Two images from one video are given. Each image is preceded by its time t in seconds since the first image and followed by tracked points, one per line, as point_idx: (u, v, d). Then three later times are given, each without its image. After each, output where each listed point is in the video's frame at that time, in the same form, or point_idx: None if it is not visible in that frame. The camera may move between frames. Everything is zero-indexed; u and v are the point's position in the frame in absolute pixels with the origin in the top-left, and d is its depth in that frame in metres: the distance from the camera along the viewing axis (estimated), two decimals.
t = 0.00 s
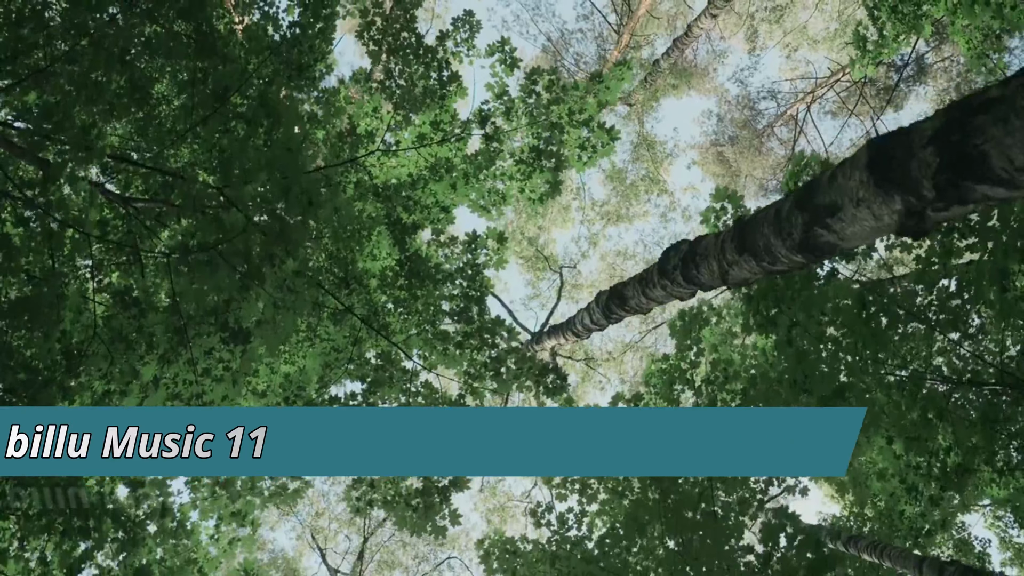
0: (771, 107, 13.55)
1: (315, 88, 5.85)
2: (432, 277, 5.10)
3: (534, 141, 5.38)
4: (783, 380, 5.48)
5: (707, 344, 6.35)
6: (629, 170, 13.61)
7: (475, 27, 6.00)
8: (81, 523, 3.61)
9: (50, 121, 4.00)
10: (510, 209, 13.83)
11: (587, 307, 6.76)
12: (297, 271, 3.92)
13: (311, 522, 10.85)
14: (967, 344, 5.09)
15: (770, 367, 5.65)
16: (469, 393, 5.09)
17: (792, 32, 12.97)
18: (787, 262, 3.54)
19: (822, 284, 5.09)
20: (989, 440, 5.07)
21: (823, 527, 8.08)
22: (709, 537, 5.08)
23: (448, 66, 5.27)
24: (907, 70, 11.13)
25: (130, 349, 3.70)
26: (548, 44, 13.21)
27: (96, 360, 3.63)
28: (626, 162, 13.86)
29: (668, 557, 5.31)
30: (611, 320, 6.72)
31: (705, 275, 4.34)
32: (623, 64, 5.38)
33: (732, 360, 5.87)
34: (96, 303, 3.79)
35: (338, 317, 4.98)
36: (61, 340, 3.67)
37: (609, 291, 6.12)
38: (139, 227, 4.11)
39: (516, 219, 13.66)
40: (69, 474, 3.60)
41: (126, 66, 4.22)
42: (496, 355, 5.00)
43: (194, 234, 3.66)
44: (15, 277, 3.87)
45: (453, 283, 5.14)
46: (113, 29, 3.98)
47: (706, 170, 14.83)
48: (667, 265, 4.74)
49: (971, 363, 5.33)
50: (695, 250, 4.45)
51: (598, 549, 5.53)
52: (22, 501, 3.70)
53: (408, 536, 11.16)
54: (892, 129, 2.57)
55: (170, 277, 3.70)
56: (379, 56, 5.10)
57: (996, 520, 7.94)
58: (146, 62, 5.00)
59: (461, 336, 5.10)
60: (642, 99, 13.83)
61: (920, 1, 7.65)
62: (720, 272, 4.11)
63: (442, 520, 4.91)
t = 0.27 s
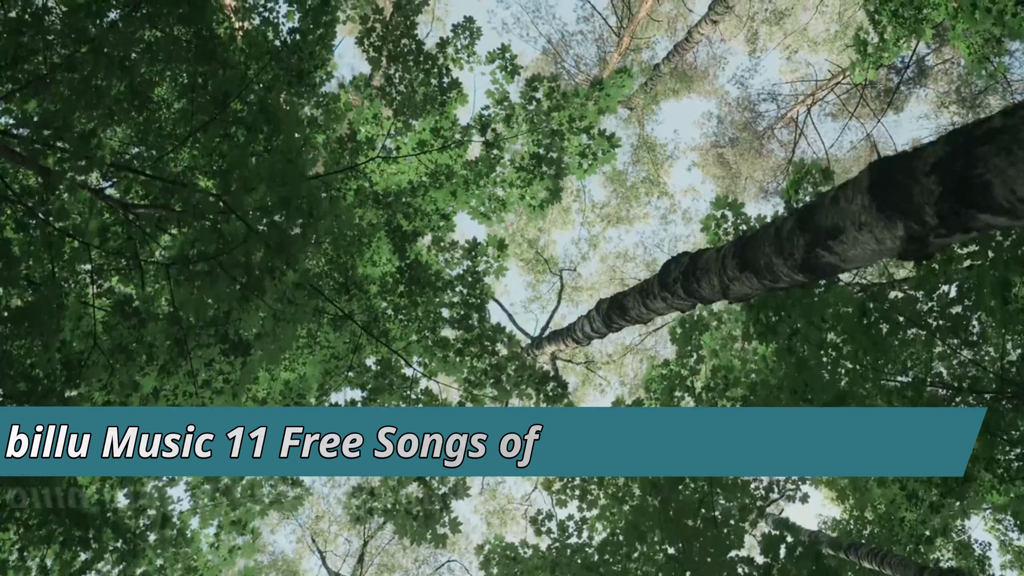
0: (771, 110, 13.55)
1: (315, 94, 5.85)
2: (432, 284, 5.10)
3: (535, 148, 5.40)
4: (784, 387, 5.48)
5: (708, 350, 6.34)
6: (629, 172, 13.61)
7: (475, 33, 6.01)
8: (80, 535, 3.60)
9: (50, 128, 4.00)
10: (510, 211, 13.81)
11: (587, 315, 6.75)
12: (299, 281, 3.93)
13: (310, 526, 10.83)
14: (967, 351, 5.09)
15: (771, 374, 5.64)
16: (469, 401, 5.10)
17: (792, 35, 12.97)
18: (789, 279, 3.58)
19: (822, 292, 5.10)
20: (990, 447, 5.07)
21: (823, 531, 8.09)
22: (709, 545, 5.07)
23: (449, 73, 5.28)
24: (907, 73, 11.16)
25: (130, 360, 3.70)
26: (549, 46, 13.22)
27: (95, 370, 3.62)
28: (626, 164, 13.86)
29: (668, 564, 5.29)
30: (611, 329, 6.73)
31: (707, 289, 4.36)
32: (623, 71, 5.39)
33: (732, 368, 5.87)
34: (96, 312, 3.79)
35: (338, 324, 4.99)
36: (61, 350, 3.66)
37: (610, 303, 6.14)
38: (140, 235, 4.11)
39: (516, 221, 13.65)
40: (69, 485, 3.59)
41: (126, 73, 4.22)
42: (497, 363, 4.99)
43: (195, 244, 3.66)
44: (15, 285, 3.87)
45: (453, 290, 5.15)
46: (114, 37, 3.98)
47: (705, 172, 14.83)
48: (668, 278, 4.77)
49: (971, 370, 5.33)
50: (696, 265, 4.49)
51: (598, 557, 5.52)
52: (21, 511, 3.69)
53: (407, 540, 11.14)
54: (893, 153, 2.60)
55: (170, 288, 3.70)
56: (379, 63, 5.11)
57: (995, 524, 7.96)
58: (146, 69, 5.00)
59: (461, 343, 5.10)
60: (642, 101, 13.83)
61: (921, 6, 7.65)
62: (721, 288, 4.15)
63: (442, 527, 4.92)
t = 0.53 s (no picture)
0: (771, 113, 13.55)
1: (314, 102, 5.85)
2: (432, 292, 5.11)
3: (535, 156, 5.41)
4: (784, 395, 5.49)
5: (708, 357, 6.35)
6: (629, 174, 13.61)
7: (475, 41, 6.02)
8: (80, 547, 3.61)
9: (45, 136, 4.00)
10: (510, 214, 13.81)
11: (587, 325, 6.75)
12: (302, 293, 3.96)
13: (310, 529, 10.83)
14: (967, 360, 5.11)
15: (771, 381, 5.65)
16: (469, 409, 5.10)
17: (792, 37, 12.96)
18: (790, 300, 3.66)
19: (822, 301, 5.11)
20: (990, 456, 5.08)
21: (822, 537, 8.09)
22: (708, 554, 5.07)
23: (449, 81, 5.28)
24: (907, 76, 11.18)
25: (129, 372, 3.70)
26: (549, 48, 13.21)
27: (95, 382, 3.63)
28: (626, 166, 13.86)
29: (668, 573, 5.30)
30: (611, 339, 6.75)
31: (708, 305, 4.43)
32: (623, 79, 5.39)
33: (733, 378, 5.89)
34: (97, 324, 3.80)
35: (338, 333, 4.99)
36: (61, 361, 3.67)
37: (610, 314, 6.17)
38: (140, 246, 4.12)
39: (516, 224, 13.65)
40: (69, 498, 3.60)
41: (126, 83, 4.20)
42: (497, 372, 5.00)
43: (196, 257, 3.66)
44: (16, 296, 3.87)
45: (453, 299, 5.16)
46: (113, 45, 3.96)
47: (706, 174, 14.83)
48: (669, 294, 4.83)
49: (971, 379, 5.34)
50: (697, 281, 4.55)
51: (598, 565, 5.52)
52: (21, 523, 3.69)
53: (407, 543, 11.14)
54: (897, 183, 2.65)
55: (170, 300, 3.70)
56: (380, 72, 5.12)
57: (995, 528, 7.98)
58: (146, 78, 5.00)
59: (461, 352, 5.11)
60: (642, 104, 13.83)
61: (920, 11, 7.65)
62: (722, 305, 4.22)
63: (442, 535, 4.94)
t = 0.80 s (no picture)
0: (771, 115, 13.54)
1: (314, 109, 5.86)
2: (433, 301, 5.13)
3: (535, 164, 5.42)
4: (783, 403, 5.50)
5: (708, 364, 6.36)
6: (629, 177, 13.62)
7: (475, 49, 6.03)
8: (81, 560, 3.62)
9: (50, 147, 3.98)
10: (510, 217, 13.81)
11: (587, 334, 6.75)
12: (302, 304, 3.97)
13: (309, 533, 10.83)
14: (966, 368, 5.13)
15: (770, 389, 5.66)
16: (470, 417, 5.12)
17: (792, 40, 12.96)
18: (791, 321, 3.69)
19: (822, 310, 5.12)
20: (989, 464, 5.10)
21: (821, 542, 8.12)
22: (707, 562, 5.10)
23: (449, 89, 5.29)
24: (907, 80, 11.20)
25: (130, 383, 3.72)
26: (549, 50, 13.20)
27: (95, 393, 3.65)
28: (626, 169, 13.86)
29: None
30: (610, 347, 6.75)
31: (709, 322, 4.44)
32: (623, 87, 5.39)
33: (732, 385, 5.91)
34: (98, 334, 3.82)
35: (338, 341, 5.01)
36: (61, 373, 3.68)
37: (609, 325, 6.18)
38: (140, 256, 4.13)
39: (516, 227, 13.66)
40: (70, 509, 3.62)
41: (126, 93, 4.22)
42: (497, 380, 5.02)
43: (196, 269, 3.67)
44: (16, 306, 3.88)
45: (454, 307, 5.18)
46: (114, 57, 3.98)
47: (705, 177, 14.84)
48: (670, 309, 4.84)
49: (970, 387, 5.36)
50: (698, 298, 4.56)
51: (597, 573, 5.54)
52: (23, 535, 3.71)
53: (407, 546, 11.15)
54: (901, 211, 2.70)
55: (171, 313, 3.72)
56: (380, 80, 5.13)
57: (993, 532, 8.01)
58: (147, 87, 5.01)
59: (462, 360, 5.13)
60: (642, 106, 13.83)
61: (921, 16, 7.63)
62: (723, 323, 4.23)
63: (443, 543, 4.96)
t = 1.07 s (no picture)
0: (771, 118, 13.55)
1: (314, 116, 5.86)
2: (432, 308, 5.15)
3: (535, 171, 5.44)
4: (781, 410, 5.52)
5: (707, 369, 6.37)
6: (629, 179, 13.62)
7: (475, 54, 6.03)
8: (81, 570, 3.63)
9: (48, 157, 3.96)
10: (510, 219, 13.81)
11: (588, 341, 6.76)
12: (302, 315, 3.99)
13: (309, 536, 10.84)
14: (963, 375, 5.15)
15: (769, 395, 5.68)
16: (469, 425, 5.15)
17: (792, 42, 12.95)
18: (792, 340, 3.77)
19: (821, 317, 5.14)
20: (985, 471, 5.13)
21: (820, 547, 8.14)
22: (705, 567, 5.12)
23: (449, 96, 5.30)
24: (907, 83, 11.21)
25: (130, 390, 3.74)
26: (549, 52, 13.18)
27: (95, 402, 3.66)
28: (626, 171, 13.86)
29: None
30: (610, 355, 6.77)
31: (710, 336, 4.50)
32: (623, 94, 5.39)
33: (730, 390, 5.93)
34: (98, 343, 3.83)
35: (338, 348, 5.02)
36: (62, 382, 3.69)
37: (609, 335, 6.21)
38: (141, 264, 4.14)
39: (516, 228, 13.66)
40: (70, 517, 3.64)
41: (127, 103, 4.22)
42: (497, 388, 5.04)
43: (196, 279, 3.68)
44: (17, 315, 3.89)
45: (454, 315, 5.20)
46: (114, 67, 3.98)
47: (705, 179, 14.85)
48: (671, 322, 4.89)
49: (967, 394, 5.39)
50: (699, 312, 4.61)
51: None
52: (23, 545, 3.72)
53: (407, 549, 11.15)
54: (904, 237, 2.85)
55: (171, 323, 3.73)
56: (380, 88, 5.14)
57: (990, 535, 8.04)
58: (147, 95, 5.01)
59: (462, 367, 5.15)
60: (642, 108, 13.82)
61: (921, 21, 7.62)
62: (724, 338, 4.30)
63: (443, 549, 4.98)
